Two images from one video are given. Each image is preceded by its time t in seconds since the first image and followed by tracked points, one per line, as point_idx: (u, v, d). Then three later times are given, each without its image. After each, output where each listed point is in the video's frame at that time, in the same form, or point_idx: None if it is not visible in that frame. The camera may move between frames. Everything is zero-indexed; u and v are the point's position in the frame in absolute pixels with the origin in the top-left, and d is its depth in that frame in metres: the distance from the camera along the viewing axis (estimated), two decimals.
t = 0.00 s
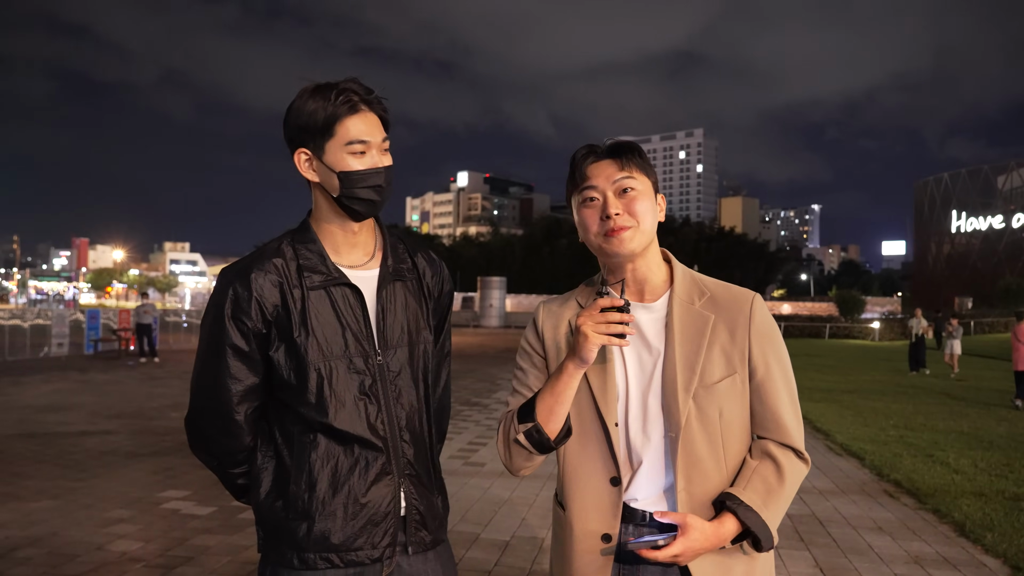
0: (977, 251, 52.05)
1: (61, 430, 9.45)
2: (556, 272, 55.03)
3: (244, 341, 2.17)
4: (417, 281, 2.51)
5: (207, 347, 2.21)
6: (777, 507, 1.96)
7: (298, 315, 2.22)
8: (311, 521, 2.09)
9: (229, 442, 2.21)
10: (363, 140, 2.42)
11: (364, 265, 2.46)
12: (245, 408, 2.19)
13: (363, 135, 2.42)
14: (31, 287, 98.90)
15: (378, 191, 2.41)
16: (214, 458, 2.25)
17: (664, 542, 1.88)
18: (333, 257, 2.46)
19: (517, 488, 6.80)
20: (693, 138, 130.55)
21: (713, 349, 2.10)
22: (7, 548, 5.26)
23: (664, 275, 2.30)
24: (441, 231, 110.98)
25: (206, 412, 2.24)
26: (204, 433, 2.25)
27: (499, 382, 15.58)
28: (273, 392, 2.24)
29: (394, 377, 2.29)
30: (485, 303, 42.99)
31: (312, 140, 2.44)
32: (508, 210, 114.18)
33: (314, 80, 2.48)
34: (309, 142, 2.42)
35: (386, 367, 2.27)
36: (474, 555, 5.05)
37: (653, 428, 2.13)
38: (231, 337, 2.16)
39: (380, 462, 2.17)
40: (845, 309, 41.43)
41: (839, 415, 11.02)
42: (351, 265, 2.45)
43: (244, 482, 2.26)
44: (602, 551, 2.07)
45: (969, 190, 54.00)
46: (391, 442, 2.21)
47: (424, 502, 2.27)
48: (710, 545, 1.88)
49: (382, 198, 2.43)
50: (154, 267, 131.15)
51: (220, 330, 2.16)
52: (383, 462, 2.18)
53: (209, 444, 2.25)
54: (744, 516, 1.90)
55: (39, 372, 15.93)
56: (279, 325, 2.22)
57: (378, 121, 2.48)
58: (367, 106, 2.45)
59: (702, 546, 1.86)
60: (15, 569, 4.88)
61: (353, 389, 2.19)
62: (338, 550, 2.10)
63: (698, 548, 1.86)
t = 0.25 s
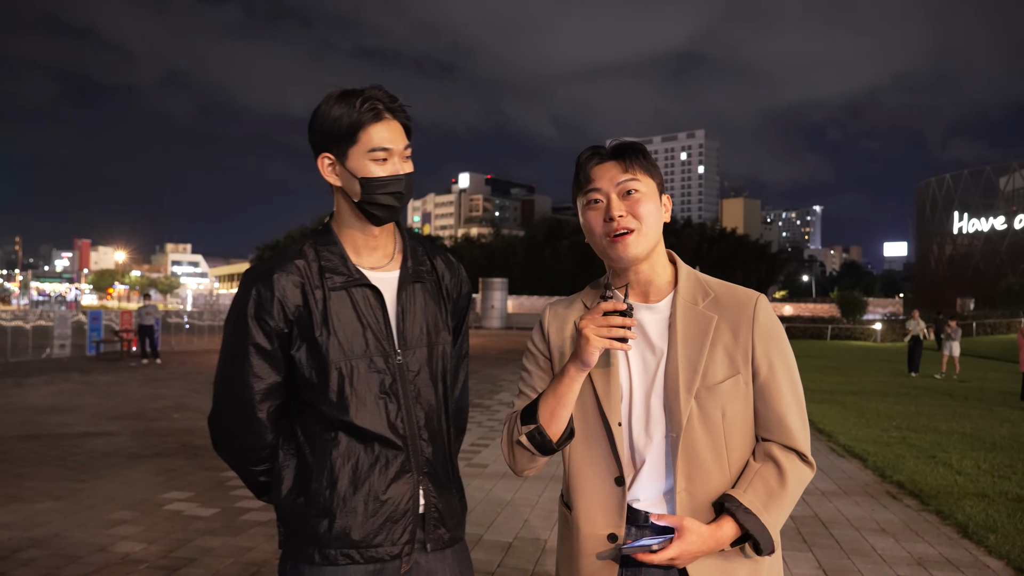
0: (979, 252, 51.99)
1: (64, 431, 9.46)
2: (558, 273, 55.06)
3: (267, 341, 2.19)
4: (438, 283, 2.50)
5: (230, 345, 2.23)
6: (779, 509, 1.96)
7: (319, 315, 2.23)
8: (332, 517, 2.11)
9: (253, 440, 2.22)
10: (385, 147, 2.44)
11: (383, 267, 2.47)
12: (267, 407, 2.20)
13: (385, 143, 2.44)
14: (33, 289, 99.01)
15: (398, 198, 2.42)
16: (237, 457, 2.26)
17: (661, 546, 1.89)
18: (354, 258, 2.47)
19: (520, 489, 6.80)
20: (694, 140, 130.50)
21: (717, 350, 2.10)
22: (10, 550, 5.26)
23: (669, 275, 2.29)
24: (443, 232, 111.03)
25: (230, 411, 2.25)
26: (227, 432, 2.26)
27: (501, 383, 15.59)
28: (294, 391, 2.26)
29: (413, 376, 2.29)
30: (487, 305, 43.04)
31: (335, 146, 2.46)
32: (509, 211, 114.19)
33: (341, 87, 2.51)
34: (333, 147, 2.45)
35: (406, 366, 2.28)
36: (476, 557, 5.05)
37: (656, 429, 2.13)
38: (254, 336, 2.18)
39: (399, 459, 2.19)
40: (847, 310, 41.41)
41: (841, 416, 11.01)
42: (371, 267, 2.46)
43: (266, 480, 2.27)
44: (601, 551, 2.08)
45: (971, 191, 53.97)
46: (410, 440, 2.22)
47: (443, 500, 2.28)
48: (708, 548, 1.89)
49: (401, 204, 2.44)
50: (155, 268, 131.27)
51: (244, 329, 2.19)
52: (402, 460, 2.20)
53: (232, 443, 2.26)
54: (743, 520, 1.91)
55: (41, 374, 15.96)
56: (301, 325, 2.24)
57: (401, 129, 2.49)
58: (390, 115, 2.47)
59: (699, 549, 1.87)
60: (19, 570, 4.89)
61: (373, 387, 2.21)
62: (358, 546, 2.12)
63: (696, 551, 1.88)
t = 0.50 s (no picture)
0: (980, 254, 51.97)
1: (65, 432, 9.47)
2: (559, 274, 55.09)
3: (303, 331, 2.20)
4: (466, 282, 2.51)
5: (266, 335, 2.24)
6: (777, 516, 1.96)
7: (353, 308, 2.24)
8: (358, 507, 2.14)
9: (287, 429, 2.22)
10: (420, 151, 2.45)
11: (415, 264, 2.47)
12: (301, 397, 2.21)
13: (420, 147, 2.45)
14: (35, 290, 99.19)
15: (429, 201, 2.43)
16: (271, 446, 2.26)
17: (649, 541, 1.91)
18: (385, 255, 2.48)
19: (521, 491, 6.81)
20: (695, 141, 130.53)
21: (719, 354, 2.09)
22: (11, 551, 5.26)
23: (676, 278, 2.25)
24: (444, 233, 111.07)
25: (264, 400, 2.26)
26: (260, 421, 2.26)
27: (502, 384, 15.60)
28: (326, 381, 2.27)
29: (442, 371, 2.30)
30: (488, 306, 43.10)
31: (371, 146, 2.48)
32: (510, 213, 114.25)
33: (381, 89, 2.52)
34: (368, 148, 2.47)
35: (434, 361, 2.29)
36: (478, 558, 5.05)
37: (656, 431, 2.13)
38: (291, 326, 2.19)
39: (424, 450, 2.21)
40: (848, 312, 41.40)
41: (843, 418, 11.01)
42: (403, 263, 2.46)
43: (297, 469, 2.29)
44: (592, 547, 2.12)
45: (972, 193, 53.96)
46: (437, 432, 2.24)
47: (466, 493, 2.30)
48: (698, 549, 1.90)
49: (433, 207, 2.44)
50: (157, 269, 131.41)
51: (281, 319, 2.20)
52: (427, 452, 2.22)
53: (262, 433, 2.26)
54: (738, 524, 1.91)
55: (42, 375, 15.98)
56: (335, 317, 2.24)
57: (437, 133, 2.50)
58: (428, 119, 2.48)
59: (686, 548, 1.88)
60: (20, 571, 4.88)
61: (404, 380, 2.22)
62: (383, 535, 2.15)
63: (684, 550, 1.89)
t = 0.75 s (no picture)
0: (982, 255, 51.92)
1: (66, 433, 9.46)
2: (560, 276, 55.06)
3: (326, 328, 2.27)
4: (486, 289, 2.59)
5: (289, 331, 2.33)
6: (753, 521, 1.93)
7: (372, 308, 2.34)
8: (370, 502, 2.23)
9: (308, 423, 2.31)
10: (443, 153, 2.53)
11: (437, 270, 2.55)
12: (324, 392, 2.28)
13: (443, 148, 2.53)
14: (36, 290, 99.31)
15: (450, 201, 2.50)
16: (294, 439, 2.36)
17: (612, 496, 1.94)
18: (410, 259, 2.57)
19: (522, 492, 6.80)
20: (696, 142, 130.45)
21: (722, 358, 2.09)
22: (12, 552, 5.26)
23: (693, 283, 2.22)
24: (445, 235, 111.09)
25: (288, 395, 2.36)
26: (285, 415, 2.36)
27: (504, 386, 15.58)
28: (347, 379, 2.35)
29: (456, 374, 2.38)
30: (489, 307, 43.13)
31: (398, 150, 2.58)
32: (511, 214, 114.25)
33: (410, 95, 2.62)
34: (396, 151, 2.56)
35: (449, 364, 2.37)
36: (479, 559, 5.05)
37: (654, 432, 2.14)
38: (314, 322, 2.26)
39: (435, 451, 2.28)
40: (850, 313, 41.37)
41: (845, 419, 11.00)
42: (425, 268, 2.54)
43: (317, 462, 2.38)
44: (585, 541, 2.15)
45: (974, 195, 53.91)
46: (448, 433, 2.32)
47: (476, 495, 2.36)
48: (660, 517, 1.91)
49: (454, 207, 2.51)
50: (158, 270, 131.51)
51: (304, 316, 2.28)
52: (439, 452, 2.29)
53: (285, 425, 2.34)
54: (708, 505, 1.91)
55: (43, 376, 15.97)
56: (356, 317, 2.33)
57: (461, 138, 2.58)
58: (453, 123, 2.56)
59: (648, 510, 1.89)
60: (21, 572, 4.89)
61: (419, 381, 2.31)
62: (393, 532, 2.22)
63: (645, 514, 1.90)
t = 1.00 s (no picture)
0: (983, 256, 51.88)
1: (67, 433, 9.47)
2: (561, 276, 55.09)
3: (334, 324, 2.29)
4: (494, 293, 2.61)
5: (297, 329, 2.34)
6: (723, 510, 1.94)
7: (380, 305, 2.35)
8: (375, 499, 2.23)
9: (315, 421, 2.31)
10: (448, 155, 2.53)
11: (443, 272, 2.58)
12: (331, 389, 2.28)
13: (449, 150, 2.53)
14: (38, 290, 99.43)
15: (456, 202, 2.50)
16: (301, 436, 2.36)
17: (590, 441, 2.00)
18: (418, 260, 2.59)
19: (523, 493, 6.81)
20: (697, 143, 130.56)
21: (724, 360, 2.11)
22: (14, 552, 5.27)
23: (706, 287, 2.25)
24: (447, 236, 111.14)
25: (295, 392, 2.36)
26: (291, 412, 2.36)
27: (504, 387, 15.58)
28: (354, 377, 2.36)
29: (460, 373, 2.41)
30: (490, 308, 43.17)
31: (406, 153, 2.59)
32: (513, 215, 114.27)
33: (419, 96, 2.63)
34: (403, 154, 2.57)
35: (454, 363, 2.39)
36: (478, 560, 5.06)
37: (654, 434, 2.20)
38: (323, 319, 2.28)
39: (439, 449, 2.30)
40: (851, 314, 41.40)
41: (845, 420, 11.02)
42: (432, 269, 2.58)
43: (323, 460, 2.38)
44: (586, 540, 2.23)
45: (975, 196, 53.89)
46: (452, 432, 2.34)
47: (479, 494, 2.38)
48: (629, 473, 1.95)
49: (460, 208, 2.51)
50: (160, 271, 131.63)
51: (312, 312, 2.29)
52: (443, 450, 2.31)
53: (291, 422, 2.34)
54: (681, 476, 1.93)
55: (44, 376, 15.97)
56: (364, 314, 2.34)
57: (467, 141, 2.58)
58: (459, 126, 2.56)
59: (619, 461, 1.94)
60: (23, 572, 4.90)
61: (425, 379, 2.33)
62: (397, 529, 2.22)
63: (616, 466, 1.95)
